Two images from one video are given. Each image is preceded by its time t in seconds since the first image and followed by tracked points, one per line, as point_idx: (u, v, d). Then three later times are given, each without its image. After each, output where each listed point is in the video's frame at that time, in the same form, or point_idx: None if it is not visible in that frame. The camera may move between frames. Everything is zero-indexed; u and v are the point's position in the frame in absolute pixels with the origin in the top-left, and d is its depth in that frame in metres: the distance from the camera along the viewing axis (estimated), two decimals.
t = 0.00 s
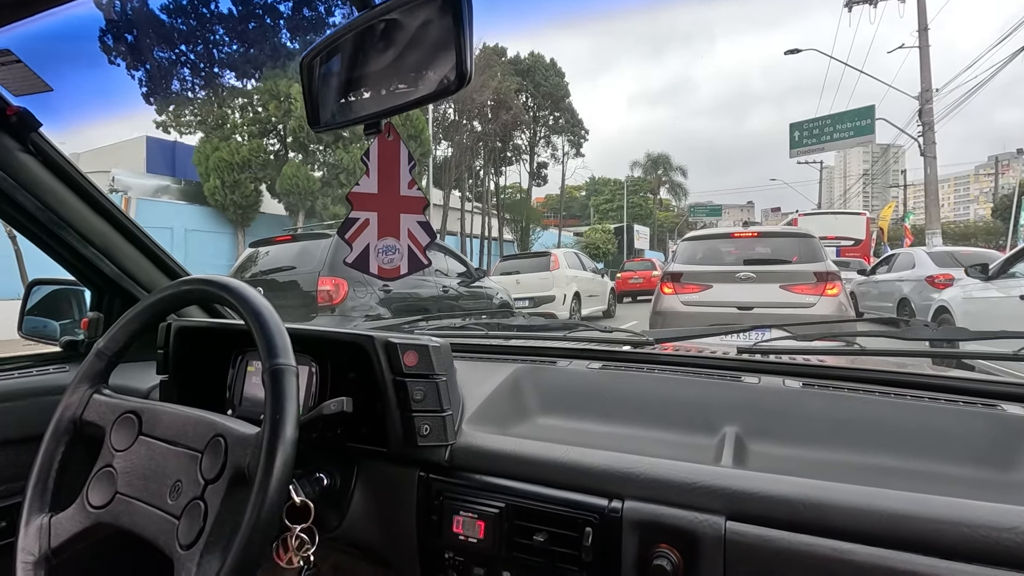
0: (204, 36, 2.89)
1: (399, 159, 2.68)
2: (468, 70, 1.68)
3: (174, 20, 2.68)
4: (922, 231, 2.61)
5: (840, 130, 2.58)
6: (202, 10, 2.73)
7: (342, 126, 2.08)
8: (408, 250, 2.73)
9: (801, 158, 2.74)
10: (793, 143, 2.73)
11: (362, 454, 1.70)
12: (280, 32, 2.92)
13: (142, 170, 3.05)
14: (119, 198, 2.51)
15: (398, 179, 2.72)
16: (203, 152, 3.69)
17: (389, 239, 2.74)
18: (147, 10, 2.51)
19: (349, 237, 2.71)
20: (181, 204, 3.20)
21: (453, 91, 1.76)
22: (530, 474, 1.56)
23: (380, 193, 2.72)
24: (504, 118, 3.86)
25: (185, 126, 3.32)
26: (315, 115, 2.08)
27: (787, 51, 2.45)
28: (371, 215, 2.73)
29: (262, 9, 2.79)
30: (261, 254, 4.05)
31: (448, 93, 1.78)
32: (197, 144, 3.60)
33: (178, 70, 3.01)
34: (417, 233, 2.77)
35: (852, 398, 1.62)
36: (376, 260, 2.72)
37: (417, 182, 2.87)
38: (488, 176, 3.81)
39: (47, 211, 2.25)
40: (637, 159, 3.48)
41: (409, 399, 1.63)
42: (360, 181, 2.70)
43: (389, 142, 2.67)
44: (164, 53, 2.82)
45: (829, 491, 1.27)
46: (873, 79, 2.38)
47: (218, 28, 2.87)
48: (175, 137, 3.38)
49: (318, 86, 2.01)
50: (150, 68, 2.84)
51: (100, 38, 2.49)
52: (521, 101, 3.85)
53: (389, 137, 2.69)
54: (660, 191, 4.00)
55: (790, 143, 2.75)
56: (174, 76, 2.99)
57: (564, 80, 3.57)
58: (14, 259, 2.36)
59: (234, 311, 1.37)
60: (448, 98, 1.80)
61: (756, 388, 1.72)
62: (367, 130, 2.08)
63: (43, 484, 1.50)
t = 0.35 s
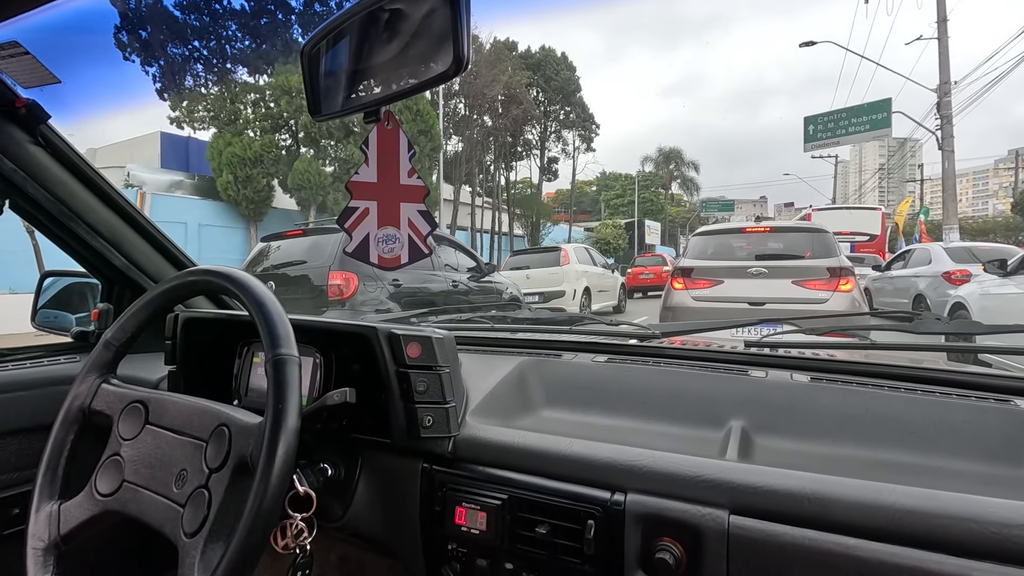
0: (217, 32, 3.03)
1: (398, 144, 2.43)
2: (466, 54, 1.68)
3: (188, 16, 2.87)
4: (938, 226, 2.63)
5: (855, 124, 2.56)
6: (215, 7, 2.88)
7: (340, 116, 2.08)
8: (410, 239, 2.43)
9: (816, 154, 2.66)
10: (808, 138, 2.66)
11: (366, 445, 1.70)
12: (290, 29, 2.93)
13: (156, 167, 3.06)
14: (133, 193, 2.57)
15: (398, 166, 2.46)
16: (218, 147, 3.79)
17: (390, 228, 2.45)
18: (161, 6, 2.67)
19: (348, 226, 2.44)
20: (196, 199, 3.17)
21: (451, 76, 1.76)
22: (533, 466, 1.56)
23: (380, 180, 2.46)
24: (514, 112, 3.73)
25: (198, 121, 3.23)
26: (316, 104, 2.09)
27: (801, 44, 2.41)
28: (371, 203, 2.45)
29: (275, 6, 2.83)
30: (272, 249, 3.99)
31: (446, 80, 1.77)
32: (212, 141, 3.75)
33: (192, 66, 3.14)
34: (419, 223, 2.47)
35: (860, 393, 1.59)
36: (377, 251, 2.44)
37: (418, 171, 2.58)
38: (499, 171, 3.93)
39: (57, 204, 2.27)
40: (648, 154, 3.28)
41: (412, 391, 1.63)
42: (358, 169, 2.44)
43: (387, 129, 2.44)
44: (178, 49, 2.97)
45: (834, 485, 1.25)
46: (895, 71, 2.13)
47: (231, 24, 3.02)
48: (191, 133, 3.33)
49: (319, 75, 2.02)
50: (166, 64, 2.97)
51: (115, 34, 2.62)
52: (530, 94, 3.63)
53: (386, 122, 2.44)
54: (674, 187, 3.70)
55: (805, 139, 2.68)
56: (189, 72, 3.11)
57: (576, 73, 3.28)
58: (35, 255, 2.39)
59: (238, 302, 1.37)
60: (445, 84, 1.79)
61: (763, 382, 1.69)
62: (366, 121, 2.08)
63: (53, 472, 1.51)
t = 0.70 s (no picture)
0: (230, 30, 2.98)
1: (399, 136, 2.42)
2: (461, 41, 1.68)
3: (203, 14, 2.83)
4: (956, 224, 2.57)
5: (871, 119, 2.50)
6: (229, 4, 2.83)
7: (340, 108, 2.10)
8: (411, 230, 2.42)
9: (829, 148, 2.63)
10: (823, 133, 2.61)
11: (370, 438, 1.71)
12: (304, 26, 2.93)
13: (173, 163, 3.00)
14: (149, 189, 2.59)
15: (398, 157, 2.45)
16: (231, 144, 3.50)
17: (391, 219, 2.44)
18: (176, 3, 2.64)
19: (348, 218, 2.44)
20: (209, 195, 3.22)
21: (447, 64, 1.75)
22: (537, 460, 1.55)
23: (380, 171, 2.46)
24: (526, 109, 3.77)
25: (212, 119, 3.21)
26: (318, 96, 2.12)
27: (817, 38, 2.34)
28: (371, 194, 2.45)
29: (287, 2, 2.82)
30: (284, 244, 4.08)
31: (442, 68, 1.76)
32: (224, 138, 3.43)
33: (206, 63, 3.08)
34: (420, 213, 2.46)
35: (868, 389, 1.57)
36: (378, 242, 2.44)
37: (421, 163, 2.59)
38: (510, 167, 3.90)
39: (68, 197, 2.30)
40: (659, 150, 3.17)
41: (415, 382, 1.63)
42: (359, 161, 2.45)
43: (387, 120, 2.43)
44: (192, 46, 2.92)
45: (839, 482, 1.23)
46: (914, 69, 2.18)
47: (245, 22, 2.95)
48: (203, 130, 3.25)
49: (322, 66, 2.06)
50: (180, 61, 2.92)
51: (132, 32, 2.61)
52: (543, 91, 3.70)
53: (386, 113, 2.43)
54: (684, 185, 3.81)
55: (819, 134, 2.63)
56: (203, 70, 3.07)
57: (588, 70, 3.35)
58: (50, 250, 2.42)
59: (243, 294, 1.38)
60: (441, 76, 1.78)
61: (770, 378, 1.68)
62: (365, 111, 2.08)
63: (63, 461, 1.53)
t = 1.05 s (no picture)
0: (245, 27, 2.90)
1: (421, 134, 2.41)
2: (491, 36, 1.65)
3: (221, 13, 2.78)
4: (978, 224, 2.52)
5: (890, 117, 2.40)
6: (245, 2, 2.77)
7: (362, 105, 2.08)
8: (433, 229, 2.43)
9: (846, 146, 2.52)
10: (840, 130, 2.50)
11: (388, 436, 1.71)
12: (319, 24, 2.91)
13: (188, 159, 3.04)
14: (167, 185, 2.59)
15: (421, 155, 2.45)
16: (246, 139, 3.51)
17: (413, 217, 2.45)
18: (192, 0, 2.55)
19: (371, 216, 2.45)
20: (228, 192, 3.21)
21: (475, 61, 1.73)
22: (555, 461, 1.54)
23: (403, 169, 2.46)
24: (539, 106, 3.85)
25: (227, 116, 3.29)
26: (339, 93, 2.10)
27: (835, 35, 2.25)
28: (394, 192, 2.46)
29: None
30: (298, 241, 4.13)
31: (471, 65, 1.74)
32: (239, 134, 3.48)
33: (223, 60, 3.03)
34: (442, 212, 2.45)
35: (894, 393, 1.54)
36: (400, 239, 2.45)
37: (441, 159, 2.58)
38: (522, 164, 3.79)
39: (89, 193, 2.31)
40: (673, 148, 3.21)
41: (433, 382, 1.62)
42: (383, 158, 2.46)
43: (411, 117, 2.41)
44: (209, 44, 2.86)
45: (867, 489, 1.21)
46: (927, 64, 2.10)
47: (260, 20, 2.91)
48: (219, 128, 3.33)
49: (343, 63, 2.04)
50: (197, 59, 2.89)
51: (149, 30, 2.52)
52: (556, 88, 3.86)
53: (410, 110, 2.39)
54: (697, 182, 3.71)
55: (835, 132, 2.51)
56: (219, 67, 3.03)
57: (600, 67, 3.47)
58: (70, 246, 2.43)
59: (261, 291, 1.38)
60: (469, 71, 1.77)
61: (793, 381, 1.65)
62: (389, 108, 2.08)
63: (84, 455, 1.54)
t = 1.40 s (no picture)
0: (260, 25, 2.78)
1: (453, 142, 2.33)
2: (529, 47, 1.61)
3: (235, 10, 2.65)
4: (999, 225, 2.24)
5: (909, 115, 2.07)
6: None
7: (392, 111, 2.09)
8: (463, 239, 2.32)
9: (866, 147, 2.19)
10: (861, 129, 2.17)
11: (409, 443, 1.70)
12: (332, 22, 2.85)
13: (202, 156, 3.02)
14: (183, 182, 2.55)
15: (451, 164, 2.37)
16: (260, 139, 3.65)
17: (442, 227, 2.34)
18: None
19: (399, 226, 2.33)
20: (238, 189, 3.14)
21: (512, 71, 1.70)
22: (579, 472, 1.51)
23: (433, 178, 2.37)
24: (553, 105, 3.65)
25: (243, 114, 3.23)
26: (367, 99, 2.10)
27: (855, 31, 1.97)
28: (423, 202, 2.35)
29: None
30: (312, 239, 4.07)
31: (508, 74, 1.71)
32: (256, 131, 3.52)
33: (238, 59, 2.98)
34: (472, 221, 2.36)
35: (927, 406, 1.50)
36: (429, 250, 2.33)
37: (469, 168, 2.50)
38: (535, 163, 3.60)
39: (113, 195, 2.31)
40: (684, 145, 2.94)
41: (455, 390, 1.61)
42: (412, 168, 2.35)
43: (442, 125, 2.33)
44: (225, 42, 2.78)
45: (904, 509, 1.17)
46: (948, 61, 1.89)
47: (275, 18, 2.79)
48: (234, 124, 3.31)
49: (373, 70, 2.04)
50: (213, 57, 2.83)
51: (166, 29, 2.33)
52: (570, 87, 3.60)
53: (440, 118, 2.33)
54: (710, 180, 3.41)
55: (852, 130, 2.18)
56: (234, 65, 2.97)
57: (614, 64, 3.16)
58: (91, 242, 2.42)
59: (283, 296, 1.37)
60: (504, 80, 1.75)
61: (822, 392, 1.62)
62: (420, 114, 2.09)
63: (108, 457, 1.54)
